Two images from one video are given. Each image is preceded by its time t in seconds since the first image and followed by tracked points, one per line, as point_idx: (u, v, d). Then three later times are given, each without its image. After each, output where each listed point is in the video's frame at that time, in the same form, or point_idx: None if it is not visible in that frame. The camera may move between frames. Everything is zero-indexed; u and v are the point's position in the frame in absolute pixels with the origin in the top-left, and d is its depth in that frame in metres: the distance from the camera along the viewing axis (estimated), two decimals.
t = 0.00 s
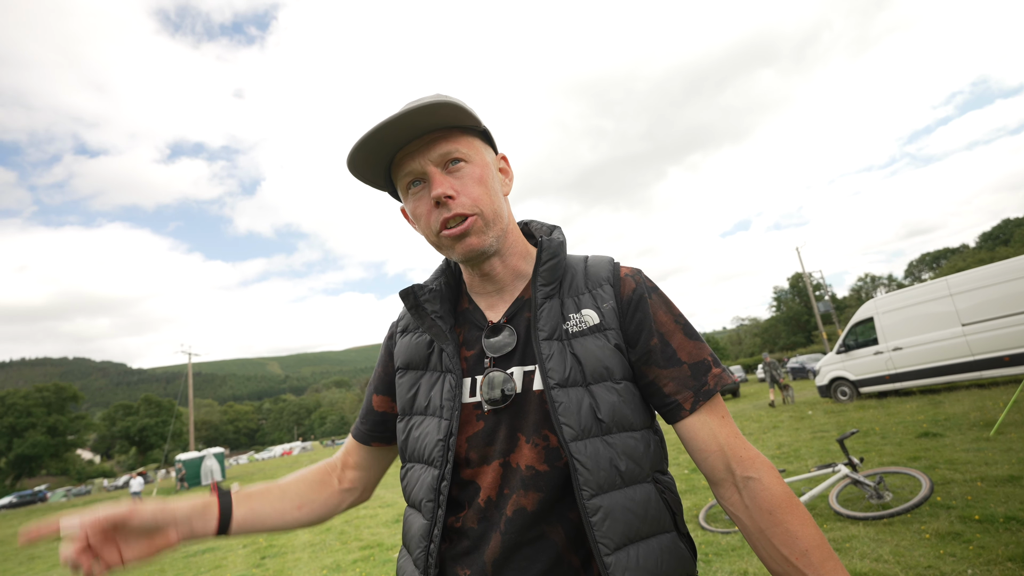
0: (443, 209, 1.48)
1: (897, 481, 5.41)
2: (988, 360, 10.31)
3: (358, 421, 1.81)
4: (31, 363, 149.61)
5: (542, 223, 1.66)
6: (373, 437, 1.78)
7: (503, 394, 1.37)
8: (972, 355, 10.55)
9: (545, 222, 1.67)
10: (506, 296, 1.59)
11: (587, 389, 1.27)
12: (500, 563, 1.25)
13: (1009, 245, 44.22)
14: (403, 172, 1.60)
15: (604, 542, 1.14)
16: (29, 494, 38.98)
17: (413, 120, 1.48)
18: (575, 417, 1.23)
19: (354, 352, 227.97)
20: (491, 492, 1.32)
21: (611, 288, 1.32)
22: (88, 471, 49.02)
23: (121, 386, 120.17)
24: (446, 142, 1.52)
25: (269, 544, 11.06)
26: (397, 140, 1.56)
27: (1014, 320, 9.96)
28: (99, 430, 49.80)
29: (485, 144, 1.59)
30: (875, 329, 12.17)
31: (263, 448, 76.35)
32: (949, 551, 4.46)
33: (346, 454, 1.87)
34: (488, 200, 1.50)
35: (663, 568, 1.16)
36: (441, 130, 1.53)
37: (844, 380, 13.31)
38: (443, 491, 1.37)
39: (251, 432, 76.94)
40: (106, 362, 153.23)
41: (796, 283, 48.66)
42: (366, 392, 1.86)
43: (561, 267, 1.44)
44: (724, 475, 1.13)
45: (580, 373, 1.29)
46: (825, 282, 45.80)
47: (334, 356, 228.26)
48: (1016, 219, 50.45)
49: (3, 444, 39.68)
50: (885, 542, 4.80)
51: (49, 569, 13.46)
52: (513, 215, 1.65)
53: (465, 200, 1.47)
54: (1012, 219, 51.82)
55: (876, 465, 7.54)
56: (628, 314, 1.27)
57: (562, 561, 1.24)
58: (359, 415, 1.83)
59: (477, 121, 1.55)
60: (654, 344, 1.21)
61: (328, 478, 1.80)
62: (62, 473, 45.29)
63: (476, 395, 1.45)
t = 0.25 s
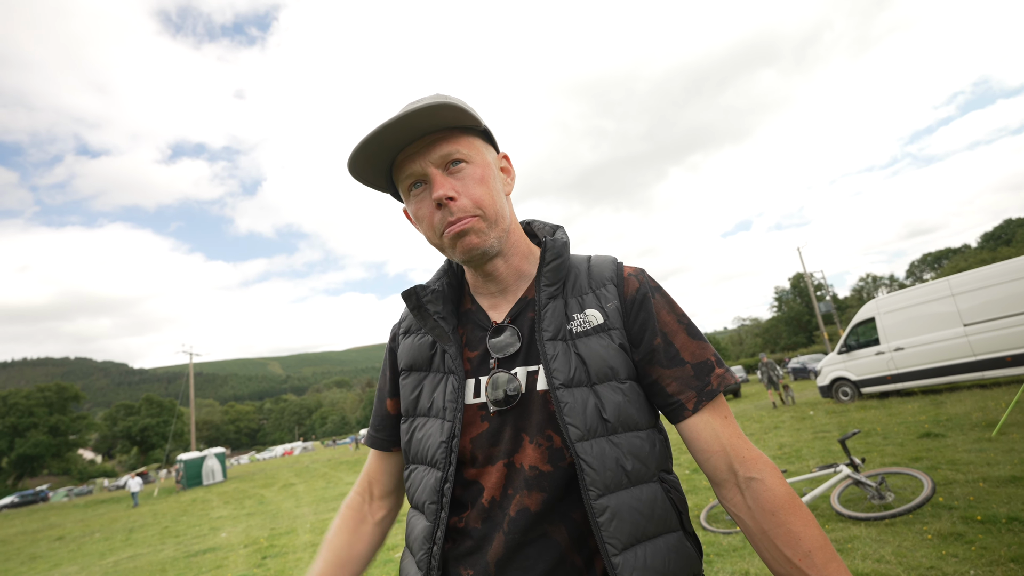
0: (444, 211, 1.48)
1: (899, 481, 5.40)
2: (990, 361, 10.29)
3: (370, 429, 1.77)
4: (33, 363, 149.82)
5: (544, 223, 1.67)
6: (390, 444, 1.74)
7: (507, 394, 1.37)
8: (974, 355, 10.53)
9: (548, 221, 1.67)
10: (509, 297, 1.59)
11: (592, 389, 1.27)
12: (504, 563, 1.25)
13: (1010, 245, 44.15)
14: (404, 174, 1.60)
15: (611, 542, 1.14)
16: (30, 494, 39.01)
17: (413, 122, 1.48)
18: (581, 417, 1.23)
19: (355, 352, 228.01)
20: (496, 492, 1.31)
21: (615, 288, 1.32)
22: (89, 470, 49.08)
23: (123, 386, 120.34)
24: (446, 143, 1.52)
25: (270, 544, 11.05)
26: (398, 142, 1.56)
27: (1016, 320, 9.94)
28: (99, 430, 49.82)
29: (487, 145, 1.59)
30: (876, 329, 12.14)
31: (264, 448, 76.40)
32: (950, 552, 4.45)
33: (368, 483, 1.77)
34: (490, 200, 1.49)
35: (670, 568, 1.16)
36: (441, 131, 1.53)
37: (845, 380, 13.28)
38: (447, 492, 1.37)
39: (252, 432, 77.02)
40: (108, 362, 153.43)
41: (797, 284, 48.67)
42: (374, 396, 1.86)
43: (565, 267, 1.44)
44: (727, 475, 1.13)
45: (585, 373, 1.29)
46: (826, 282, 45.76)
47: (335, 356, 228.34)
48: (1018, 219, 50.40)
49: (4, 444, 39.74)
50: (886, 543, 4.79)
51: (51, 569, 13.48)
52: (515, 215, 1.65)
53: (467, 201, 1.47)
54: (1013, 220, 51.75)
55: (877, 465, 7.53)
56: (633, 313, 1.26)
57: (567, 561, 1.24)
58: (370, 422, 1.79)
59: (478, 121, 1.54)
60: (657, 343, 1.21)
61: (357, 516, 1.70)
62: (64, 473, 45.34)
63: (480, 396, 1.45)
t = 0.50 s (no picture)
0: (443, 208, 1.47)
1: (901, 482, 5.38)
2: (992, 361, 10.26)
3: (375, 436, 1.75)
4: (35, 364, 150.11)
5: (544, 221, 1.66)
6: (396, 449, 1.73)
7: (509, 395, 1.36)
8: (976, 355, 10.50)
9: (547, 219, 1.66)
10: (510, 296, 1.58)
11: (593, 387, 1.26)
12: (507, 564, 1.24)
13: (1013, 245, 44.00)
14: (403, 171, 1.59)
15: (612, 541, 1.13)
16: (32, 494, 39.07)
17: (412, 119, 1.47)
18: (582, 415, 1.22)
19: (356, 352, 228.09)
20: (498, 493, 1.31)
21: (615, 284, 1.31)
22: (91, 470, 49.13)
23: (124, 387, 120.49)
24: (445, 141, 1.51)
25: (271, 544, 11.06)
26: (396, 140, 1.55)
27: (1019, 320, 9.91)
28: (101, 430, 49.87)
29: (486, 142, 1.58)
30: (878, 329, 12.12)
31: (265, 448, 76.43)
32: (953, 553, 4.44)
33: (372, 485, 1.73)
34: (490, 198, 1.49)
35: (673, 566, 1.15)
36: (440, 128, 1.52)
37: (846, 380, 13.26)
38: (449, 494, 1.36)
39: (253, 432, 77.09)
40: (109, 362, 153.64)
41: (799, 284, 48.61)
42: (378, 401, 1.86)
43: (566, 264, 1.43)
44: (729, 474, 1.12)
45: (585, 371, 1.28)
46: (827, 282, 45.70)
47: (336, 357, 228.42)
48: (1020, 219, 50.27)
49: (6, 444, 39.81)
50: (889, 543, 4.78)
51: (52, 570, 13.48)
52: (515, 213, 1.64)
53: (466, 199, 1.46)
54: (1016, 220, 51.61)
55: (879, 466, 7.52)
56: (633, 310, 1.25)
57: (570, 561, 1.23)
58: (374, 428, 1.78)
59: (477, 118, 1.54)
60: (658, 340, 1.20)
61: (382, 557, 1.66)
62: (65, 473, 45.41)
63: (482, 397, 1.44)
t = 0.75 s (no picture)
0: (444, 204, 1.45)
1: (903, 483, 5.36)
2: (994, 362, 10.23)
3: (377, 431, 1.74)
4: (37, 362, 150.42)
5: (547, 216, 1.64)
6: (398, 444, 1.72)
7: (511, 390, 1.34)
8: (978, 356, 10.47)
9: (550, 214, 1.64)
10: (512, 292, 1.57)
11: (595, 383, 1.25)
12: (509, 563, 1.23)
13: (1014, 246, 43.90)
14: (403, 167, 1.58)
15: (615, 540, 1.11)
16: (33, 492, 39.14)
17: (412, 114, 1.46)
18: (584, 411, 1.21)
19: (357, 352, 228.18)
20: (500, 490, 1.29)
21: (618, 279, 1.30)
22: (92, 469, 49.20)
23: (125, 386, 120.68)
24: (446, 135, 1.49)
25: (271, 544, 11.05)
26: (397, 134, 1.54)
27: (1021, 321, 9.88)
28: (102, 429, 49.94)
29: (488, 137, 1.56)
30: (879, 330, 12.09)
31: (266, 448, 76.48)
32: (956, 554, 4.41)
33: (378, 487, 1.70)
34: (491, 194, 1.47)
35: (677, 565, 1.13)
36: (441, 123, 1.50)
37: (848, 381, 13.22)
38: (450, 490, 1.35)
39: (254, 431, 77.17)
40: (110, 361, 153.89)
41: (800, 285, 48.57)
42: (380, 396, 1.85)
43: (568, 260, 1.42)
44: (735, 473, 1.10)
45: (588, 367, 1.26)
46: (829, 283, 45.64)
47: (336, 356, 228.52)
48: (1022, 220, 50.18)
49: (7, 443, 39.91)
50: (891, 544, 4.75)
51: (52, 568, 13.47)
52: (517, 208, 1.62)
53: (467, 195, 1.44)
54: (1018, 221, 51.50)
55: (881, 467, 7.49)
56: (636, 305, 1.24)
57: (573, 559, 1.21)
58: (376, 423, 1.76)
59: (478, 113, 1.51)
60: (662, 336, 1.18)
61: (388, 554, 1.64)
62: (66, 472, 45.47)
63: (483, 393, 1.42)
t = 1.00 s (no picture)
0: (443, 200, 1.44)
1: (904, 483, 5.35)
2: (995, 362, 10.21)
3: (377, 431, 1.72)
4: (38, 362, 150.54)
5: (548, 213, 1.63)
6: (398, 444, 1.70)
7: (512, 389, 1.33)
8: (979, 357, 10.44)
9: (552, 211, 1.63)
10: (513, 289, 1.55)
11: (597, 380, 1.23)
12: (510, 564, 1.21)
13: (1014, 247, 43.92)
14: (404, 162, 1.56)
15: (618, 541, 1.09)
16: (34, 492, 39.16)
17: (413, 109, 1.44)
18: (585, 410, 1.19)
19: (357, 352, 228.16)
20: (501, 490, 1.27)
21: (620, 275, 1.28)
22: (92, 469, 49.19)
23: (125, 386, 120.71)
24: (448, 131, 1.47)
25: (271, 544, 11.03)
26: (399, 128, 1.52)
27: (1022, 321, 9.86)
28: (102, 428, 49.95)
29: (491, 133, 1.54)
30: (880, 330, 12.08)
31: (266, 448, 76.50)
32: (958, 555, 4.40)
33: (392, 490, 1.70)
34: (492, 191, 1.44)
35: (681, 567, 1.12)
36: (443, 118, 1.48)
37: (848, 381, 13.20)
38: (450, 490, 1.33)
39: (254, 431, 77.20)
40: (111, 361, 153.96)
41: (800, 285, 48.60)
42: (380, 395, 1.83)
43: (569, 256, 1.40)
44: (739, 473, 1.09)
45: (589, 364, 1.24)
46: (828, 283, 45.65)
47: (337, 356, 228.56)
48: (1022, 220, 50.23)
49: (8, 443, 39.93)
50: (892, 545, 4.73)
51: (52, 568, 13.47)
52: (518, 204, 1.60)
53: (466, 191, 1.42)
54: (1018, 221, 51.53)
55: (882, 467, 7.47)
56: (639, 302, 1.22)
57: (575, 561, 1.20)
58: (376, 423, 1.75)
59: (481, 109, 1.49)
60: (665, 333, 1.16)
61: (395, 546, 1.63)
62: (66, 472, 45.46)
63: (484, 391, 1.41)
